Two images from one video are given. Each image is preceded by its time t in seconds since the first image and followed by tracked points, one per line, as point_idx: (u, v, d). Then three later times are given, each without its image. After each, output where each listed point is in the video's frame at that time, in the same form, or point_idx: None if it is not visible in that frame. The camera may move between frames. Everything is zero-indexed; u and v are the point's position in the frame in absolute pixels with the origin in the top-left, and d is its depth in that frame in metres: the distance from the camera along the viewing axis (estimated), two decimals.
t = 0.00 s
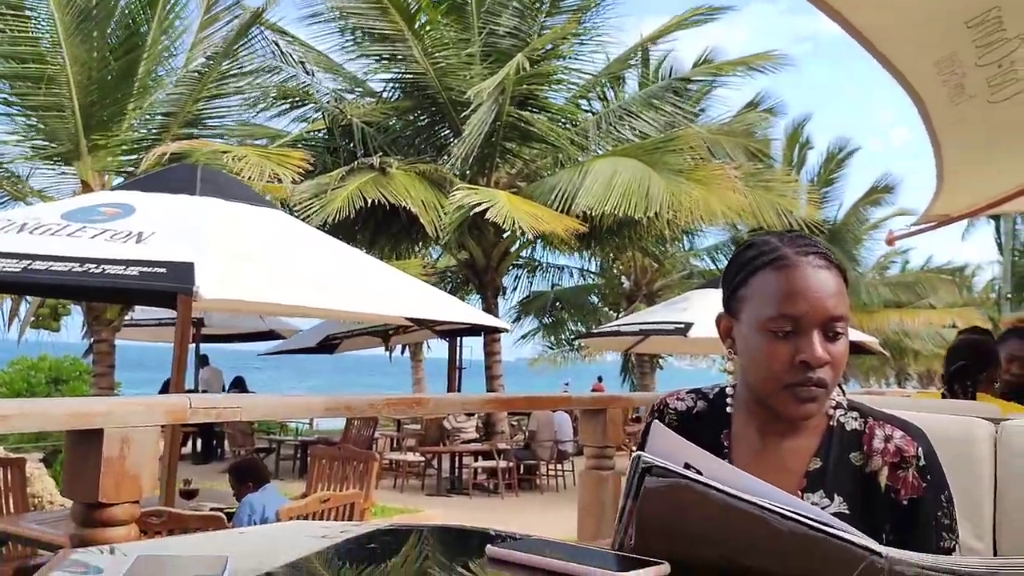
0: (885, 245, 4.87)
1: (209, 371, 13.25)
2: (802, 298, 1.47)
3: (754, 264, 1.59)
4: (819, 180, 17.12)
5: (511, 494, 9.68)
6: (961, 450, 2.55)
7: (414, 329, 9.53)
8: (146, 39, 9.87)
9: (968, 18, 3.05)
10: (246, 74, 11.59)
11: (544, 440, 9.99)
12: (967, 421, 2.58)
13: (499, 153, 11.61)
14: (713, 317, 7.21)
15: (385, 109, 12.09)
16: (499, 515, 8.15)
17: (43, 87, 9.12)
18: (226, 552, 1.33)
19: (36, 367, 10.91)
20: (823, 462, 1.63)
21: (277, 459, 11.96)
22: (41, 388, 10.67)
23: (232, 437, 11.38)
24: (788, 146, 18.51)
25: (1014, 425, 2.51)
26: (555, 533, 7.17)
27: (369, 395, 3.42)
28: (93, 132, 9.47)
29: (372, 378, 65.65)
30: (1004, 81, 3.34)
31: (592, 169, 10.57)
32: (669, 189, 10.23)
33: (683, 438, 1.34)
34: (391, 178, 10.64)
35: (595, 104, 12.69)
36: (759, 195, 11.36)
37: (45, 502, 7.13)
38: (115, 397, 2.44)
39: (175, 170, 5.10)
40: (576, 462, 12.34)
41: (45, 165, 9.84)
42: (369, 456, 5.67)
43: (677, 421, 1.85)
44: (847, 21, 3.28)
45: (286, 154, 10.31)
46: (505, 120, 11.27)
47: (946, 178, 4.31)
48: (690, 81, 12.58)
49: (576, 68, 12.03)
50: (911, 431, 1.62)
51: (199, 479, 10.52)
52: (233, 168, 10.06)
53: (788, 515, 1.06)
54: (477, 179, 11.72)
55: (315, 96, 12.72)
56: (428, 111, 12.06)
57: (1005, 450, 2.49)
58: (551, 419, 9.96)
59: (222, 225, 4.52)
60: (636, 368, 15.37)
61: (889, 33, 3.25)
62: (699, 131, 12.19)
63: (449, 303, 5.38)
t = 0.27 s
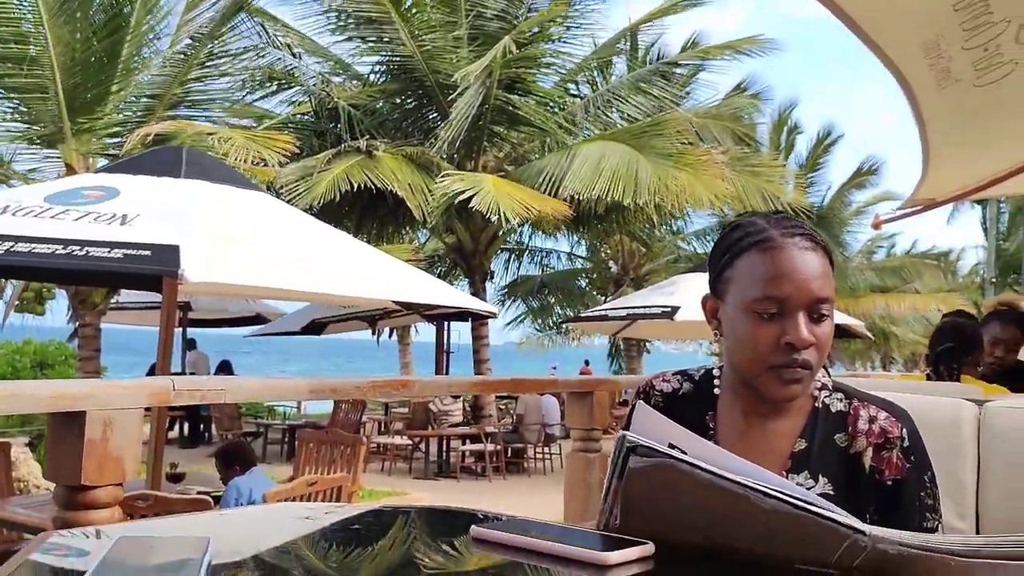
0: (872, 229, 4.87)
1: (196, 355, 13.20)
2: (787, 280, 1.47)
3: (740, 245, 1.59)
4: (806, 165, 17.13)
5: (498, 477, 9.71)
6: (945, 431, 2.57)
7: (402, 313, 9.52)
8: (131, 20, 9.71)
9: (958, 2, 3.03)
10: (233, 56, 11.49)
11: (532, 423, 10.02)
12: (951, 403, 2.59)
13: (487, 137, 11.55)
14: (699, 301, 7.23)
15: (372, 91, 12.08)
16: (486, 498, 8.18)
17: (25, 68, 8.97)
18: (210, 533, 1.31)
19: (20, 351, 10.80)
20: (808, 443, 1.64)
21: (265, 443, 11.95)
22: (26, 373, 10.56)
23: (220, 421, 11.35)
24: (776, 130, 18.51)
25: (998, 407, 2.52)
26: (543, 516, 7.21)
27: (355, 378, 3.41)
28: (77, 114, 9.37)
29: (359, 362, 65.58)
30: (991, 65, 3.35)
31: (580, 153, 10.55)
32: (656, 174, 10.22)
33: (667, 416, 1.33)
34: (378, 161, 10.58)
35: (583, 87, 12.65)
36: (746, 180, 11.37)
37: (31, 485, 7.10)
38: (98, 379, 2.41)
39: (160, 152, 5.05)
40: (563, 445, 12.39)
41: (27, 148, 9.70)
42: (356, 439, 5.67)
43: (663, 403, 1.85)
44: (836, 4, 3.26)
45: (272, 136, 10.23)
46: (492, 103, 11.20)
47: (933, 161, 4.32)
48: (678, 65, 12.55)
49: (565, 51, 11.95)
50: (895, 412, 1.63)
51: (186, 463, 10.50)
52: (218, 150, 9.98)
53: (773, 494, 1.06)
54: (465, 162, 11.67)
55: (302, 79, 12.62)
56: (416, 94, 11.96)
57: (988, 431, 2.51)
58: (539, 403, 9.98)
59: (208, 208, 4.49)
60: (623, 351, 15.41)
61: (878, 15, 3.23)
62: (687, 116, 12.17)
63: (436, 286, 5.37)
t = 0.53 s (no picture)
0: (856, 213, 4.88)
1: (180, 339, 13.12)
2: (770, 260, 1.47)
3: (724, 225, 1.59)
4: (792, 149, 17.15)
5: (483, 460, 9.73)
6: (924, 411, 2.59)
7: (387, 296, 9.49)
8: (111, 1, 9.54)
9: None
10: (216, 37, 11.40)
11: (517, 407, 10.05)
12: (931, 385, 2.61)
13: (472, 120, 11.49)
14: (684, 285, 7.24)
15: (356, 74, 12.01)
16: (471, 481, 8.20)
17: (4, 48, 8.87)
18: (191, 514, 1.30)
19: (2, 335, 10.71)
20: (791, 423, 1.64)
21: (250, 427, 11.92)
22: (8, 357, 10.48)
23: (204, 405, 11.31)
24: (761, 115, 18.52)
25: (978, 388, 2.54)
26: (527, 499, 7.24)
27: (337, 360, 3.40)
28: (57, 96, 9.26)
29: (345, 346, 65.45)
30: (974, 48, 3.35)
31: (566, 136, 10.53)
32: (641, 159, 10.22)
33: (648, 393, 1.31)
34: (362, 144, 10.52)
35: (569, 70, 12.60)
36: (732, 163, 11.37)
37: (13, 470, 7.06)
38: (76, 359, 2.39)
39: (142, 134, 4.99)
40: (548, 429, 12.43)
41: (7, 129, 9.56)
42: (341, 423, 5.66)
43: (646, 383, 1.85)
44: None
45: (255, 118, 10.11)
46: (478, 86, 11.12)
47: (917, 145, 4.33)
48: (664, 48, 12.53)
49: (551, 35, 11.87)
50: (877, 392, 1.64)
51: (170, 447, 10.46)
52: (202, 132, 9.89)
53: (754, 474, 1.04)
54: (450, 145, 11.61)
55: (286, 61, 12.52)
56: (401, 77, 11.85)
57: (968, 412, 2.53)
58: (524, 386, 10.00)
59: (188, 190, 4.44)
60: (608, 335, 15.45)
61: None
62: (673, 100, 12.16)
63: (420, 270, 5.35)
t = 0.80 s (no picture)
0: (838, 198, 4.89)
1: (160, 324, 13.02)
2: (750, 242, 1.47)
3: (704, 207, 1.59)
4: (774, 135, 17.18)
5: (466, 444, 9.74)
6: (903, 394, 2.61)
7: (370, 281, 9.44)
8: None
9: None
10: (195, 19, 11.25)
11: (499, 391, 10.06)
12: (910, 368, 2.63)
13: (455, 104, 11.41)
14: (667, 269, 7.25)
15: (338, 56, 11.91)
16: (453, 465, 8.21)
17: None
18: (166, 498, 1.28)
19: None
20: (770, 406, 1.64)
21: (231, 411, 11.86)
22: None
23: (185, 389, 11.23)
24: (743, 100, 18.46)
25: (956, 370, 2.56)
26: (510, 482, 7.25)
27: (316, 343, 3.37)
28: (33, 78, 9.10)
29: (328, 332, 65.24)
30: (955, 33, 3.36)
31: (549, 121, 10.49)
32: (624, 144, 10.21)
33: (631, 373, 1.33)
34: (344, 126, 10.44)
35: (552, 53, 12.54)
36: (714, 149, 11.37)
37: None
38: (49, 342, 2.36)
39: (121, 116, 4.92)
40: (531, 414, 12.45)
41: None
42: (323, 408, 5.64)
43: (626, 366, 1.85)
44: None
45: (236, 99, 10.00)
46: (460, 70, 11.04)
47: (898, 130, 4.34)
48: (647, 33, 12.44)
49: (532, 17, 11.89)
50: (856, 375, 1.65)
51: (151, 432, 10.39)
52: (182, 115, 9.78)
53: (731, 455, 1.06)
54: (433, 129, 11.55)
55: (266, 43, 12.38)
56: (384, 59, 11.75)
57: (946, 394, 2.55)
58: (506, 371, 10.00)
59: (167, 173, 4.38)
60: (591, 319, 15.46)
61: None
62: (656, 84, 12.12)
63: (401, 254, 5.33)
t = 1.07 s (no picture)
0: (818, 185, 4.90)
1: (139, 310, 12.91)
2: (726, 228, 1.47)
3: (682, 192, 1.59)
4: (756, 123, 17.22)
5: (447, 431, 9.75)
6: (878, 379, 2.63)
7: (352, 267, 9.42)
8: None
9: None
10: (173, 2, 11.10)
11: (481, 377, 10.09)
12: (886, 354, 2.65)
13: (436, 89, 11.35)
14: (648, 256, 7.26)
15: (319, 41, 11.80)
16: (435, 451, 8.21)
17: None
18: (142, 486, 1.26)
19: None
20: (747, 391, 1.65)
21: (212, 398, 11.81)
22: None
23: (165, 376, 11.15)
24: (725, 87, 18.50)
25: (931, 356, 2.58)
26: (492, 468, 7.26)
27: (294, 329, 3.36)
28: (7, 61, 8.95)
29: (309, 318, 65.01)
30: (935, 21, 3.37)
31: (531, 107, 10.46)
32: (606, 132, 10.21)
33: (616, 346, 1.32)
34: (325, 111, 10.36)
35: (533, 39, 12.50)
36: (696, 135, 11.39)
37: None
38: (19, 328, 2.33)
39: (97, 100, 4.85)
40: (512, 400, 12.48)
41: None
42: (303, 394, 5.62)
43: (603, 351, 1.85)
44: None
45: (215, 83, 9.88)
46: (443, 55, 11.00)
47: (877, 119, 4.35)
48: (628, 20, 12.37)
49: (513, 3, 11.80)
50: (832, 360, 1.65)
51: (131, 419, 10.33)
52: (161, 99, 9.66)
53: (707, 441, 1.05)
54: (414, 115, 11.49)
55: (246, 27, 12.22)
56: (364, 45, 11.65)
57: (921, 380, 2.57)
58: (488, 357, 10.03)
59: (145, 158, 4.33)
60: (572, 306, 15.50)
61: None
62: (638, 71, 12.11)
63: (381, 240, 5.31)
